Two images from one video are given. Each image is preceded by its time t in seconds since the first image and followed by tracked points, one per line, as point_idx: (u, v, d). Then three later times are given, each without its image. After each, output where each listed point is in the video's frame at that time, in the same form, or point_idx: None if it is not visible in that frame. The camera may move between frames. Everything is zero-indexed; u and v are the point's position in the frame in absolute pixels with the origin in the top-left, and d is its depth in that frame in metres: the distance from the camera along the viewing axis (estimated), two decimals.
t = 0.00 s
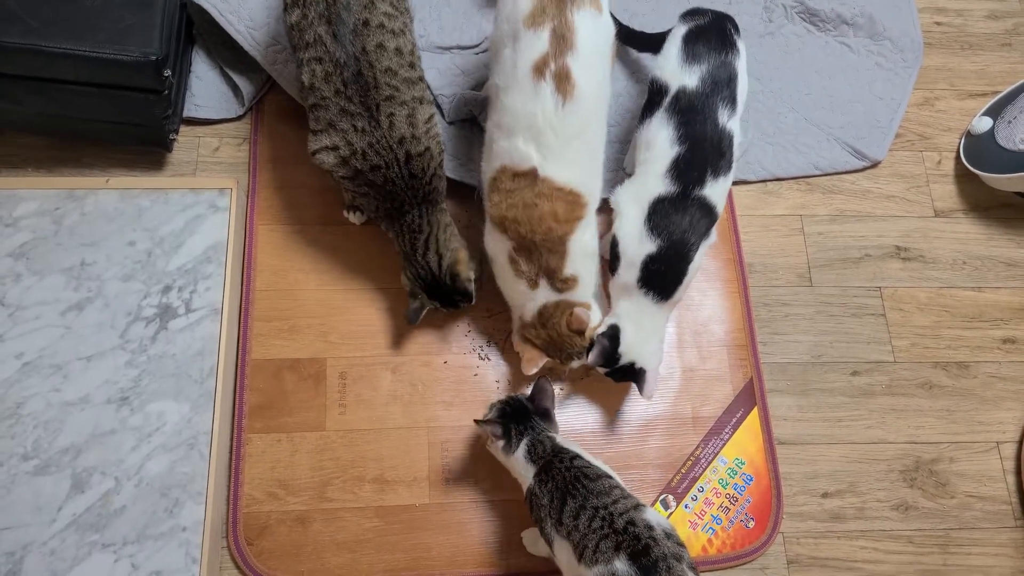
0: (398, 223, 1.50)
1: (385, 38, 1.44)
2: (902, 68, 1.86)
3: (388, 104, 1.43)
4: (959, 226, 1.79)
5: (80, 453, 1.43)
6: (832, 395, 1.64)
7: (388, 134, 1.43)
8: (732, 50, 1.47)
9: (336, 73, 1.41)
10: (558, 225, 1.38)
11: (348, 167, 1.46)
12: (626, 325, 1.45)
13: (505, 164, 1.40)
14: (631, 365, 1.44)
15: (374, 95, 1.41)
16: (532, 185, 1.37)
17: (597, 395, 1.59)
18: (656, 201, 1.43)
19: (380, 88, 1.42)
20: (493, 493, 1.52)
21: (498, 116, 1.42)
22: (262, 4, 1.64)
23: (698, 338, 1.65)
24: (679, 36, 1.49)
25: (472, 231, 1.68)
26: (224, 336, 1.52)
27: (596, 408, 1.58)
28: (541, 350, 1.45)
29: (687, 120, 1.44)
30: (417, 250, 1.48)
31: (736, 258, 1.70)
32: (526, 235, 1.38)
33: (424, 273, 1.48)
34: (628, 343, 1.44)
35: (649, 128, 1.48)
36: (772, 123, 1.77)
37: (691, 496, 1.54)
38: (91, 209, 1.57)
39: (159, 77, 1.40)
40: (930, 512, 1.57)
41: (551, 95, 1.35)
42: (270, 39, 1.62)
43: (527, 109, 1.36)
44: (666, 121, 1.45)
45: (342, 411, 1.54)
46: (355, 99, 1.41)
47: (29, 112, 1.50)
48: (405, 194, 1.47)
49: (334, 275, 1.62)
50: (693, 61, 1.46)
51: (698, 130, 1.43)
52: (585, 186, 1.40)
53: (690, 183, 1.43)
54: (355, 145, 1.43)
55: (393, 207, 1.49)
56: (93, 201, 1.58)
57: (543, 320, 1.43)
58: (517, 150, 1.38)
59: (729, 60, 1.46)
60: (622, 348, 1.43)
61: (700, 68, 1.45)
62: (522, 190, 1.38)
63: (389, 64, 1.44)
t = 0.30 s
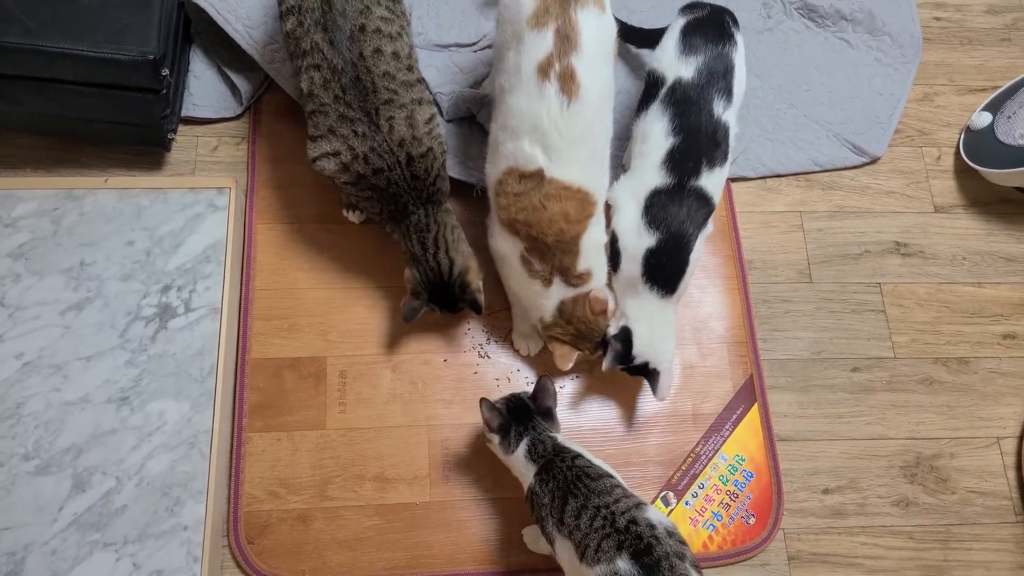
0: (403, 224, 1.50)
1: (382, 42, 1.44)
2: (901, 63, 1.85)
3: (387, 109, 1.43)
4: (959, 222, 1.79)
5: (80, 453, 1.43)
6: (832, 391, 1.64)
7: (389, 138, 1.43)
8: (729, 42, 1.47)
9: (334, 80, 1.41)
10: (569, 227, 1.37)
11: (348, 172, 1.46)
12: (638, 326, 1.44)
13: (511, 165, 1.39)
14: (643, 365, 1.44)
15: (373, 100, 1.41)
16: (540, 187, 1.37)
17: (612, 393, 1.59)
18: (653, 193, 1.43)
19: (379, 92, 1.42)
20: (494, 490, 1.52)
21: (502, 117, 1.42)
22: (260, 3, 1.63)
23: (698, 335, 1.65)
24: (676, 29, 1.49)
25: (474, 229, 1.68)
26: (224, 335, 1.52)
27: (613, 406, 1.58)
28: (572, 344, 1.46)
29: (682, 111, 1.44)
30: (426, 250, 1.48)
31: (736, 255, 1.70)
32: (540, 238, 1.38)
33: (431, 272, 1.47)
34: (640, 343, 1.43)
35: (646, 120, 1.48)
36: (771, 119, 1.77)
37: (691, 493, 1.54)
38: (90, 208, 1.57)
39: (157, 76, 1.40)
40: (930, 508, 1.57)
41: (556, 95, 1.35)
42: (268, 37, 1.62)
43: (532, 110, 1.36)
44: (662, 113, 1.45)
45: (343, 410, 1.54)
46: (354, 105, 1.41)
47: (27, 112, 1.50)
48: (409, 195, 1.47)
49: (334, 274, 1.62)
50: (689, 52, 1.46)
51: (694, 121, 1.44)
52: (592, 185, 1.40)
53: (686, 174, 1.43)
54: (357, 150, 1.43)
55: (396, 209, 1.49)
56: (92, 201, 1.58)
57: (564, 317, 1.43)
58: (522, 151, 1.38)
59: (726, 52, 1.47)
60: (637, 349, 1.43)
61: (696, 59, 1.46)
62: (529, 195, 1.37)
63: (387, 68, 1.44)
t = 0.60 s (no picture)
0: (399, 219, 1.49)
1: (385, 39, 1.45)
2: (901, 63, 1.85)
3: (393, 104, 1.42)
4: (960, 222, 1.79)
5: (83, 453, 1.43)
6: (833, 391, 1.64)
7: (395, 132, 1.42)
8: (731, 39, 1.47)
9: (338, 78, 1.41)
10: (583, 238, 1.36)
11: (352, 167, 1.46)
12: (650, 328, 1.44)
13: (519, 177, 1.38)
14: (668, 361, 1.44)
15: (378, 95, 1.41)
16: (550, 199, 1.36)
17: (635, 390, 1.59)
18: (652, 191, 1.43)
19: (384, 88, 1.42)
20: (495, 491, 1.52)
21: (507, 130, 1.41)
22: (261, 4, 1.64)
23: (700, 335, 1.64)
24: (678, 27, 1.49)
25: (475, 229, 1.68)
26: (226, 336, 1.52)
27: (638, 402, 1.59)
28: (580, 354, 1.43)
29: (682, 109, 1.44)
30: (411, 250, 1.47)
31: (736, 255, 1.70)
32: (553, 248, 1.37)
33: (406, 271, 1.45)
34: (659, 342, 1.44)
35: (648, 118, 1.48)
36: (772, 119, 1.77)
37: (692, 494, 1.54)
38: (92, 210, 1.57)
39: (158, 77, 1.41)
40: (932, 508, 1.57)
41: (561, 108, 1.34)
42: (268, 38, 1.62)
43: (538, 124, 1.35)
44: (663, 111, 1.46)
45: (344, 410, 1.54)
46: (360, 100, 1.41)
47: (29, 114, 1.50)
48: (409, 190, 1.47)
49: (335, 275, 1.63)
50: (691, 49, 1.46)
51: (695, 119, 1.44)
52: (602, 194, 1.39)
53: (685, 172, 1.43)
54: (361, 143, 1.43)
55: (394, 204, 1.49)
56: (93, 202, 1.58)
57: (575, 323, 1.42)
58: (529, 165, 1.37)
59: (728, 49, 1.47)
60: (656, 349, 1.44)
61: (698, 57, 1.45)
62: (541, 207, 1.36)
63: (391, 64, 1.44)
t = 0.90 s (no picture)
0: (381, 228, 1.48)
1: (385, 45, 1.46)
2: (902, 63, 1.85)
3: (387, 111, 1.43)
4: (962, 222, 1.78)
5: (86, 457, 1.43)
6: (835, 393, 1.64)
7: (386, 139, 1.43)
8: (733, 39, 1.47)
9: (335, 80, 1.42)
10: (599, 259, 1.35)
11: (341, 169, 1.46)
12: (644, 316, 1.43)
13: (531, 202, 1.37)
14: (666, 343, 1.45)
15: (372, 101, 1.42)
16: (564, 221, 1.34)
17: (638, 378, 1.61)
18: (645, 185, 1.44)
19: (381, 94, 1.43)
20: (496, 493, 1.52)
21: (517, 156, 1.40)
22: (262, 8, 1.64)
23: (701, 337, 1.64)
24: (681, 28, 1.49)
25: (476, 231, 1.69)
26: (228, 339, 1.52)
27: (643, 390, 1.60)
28: (582, 383, 1.42)
29: (681, 103, 1.44)
30: (393, 259, 1.45)
31: (737, 256, 1.70)
32: (569, 271, 1.35)
33: (385, 282, 1.43)
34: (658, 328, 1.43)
35: (649, 110, 1.48)
36: (772, 120, 1.77)
37: (694, 496, 1.54)
38: (94, 213, 1.58)
39: (160, 81, 1.41)
40: (935, 510, 1.57)
41: (572, 133, 1.34)
42: (270, 42, 1.63)
43: (549, 150, 1.34)
44: (665, 103, 1.45)
45: (346, 413, 1.54)
46: (353, 105, 1.42)
47: (31, 119, 1.51)
48: (393, 200, 1.47)
49: (336, 277, 1.63)
50: (695, 45, 1.46)
51: (694, 114, 1.44)
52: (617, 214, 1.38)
53: (681, 166, 1.43)
54: (351, 147, 1.43)
55: (377, 211, 1.48)
56: (96, 206, 1.59)
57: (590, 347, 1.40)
58: (541, 191, 1.36)
59: (730, 48, 1.47)
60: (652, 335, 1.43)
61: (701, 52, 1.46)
62: (555, 229, 1.35)
63: (390, 70, 1.46)
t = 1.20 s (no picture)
0: (379, 224, 1.47)
1: (389, 40, 1.46)
2: (903, 62, 1.84)
3: (389, 108, 1.44)
4: (963, 221, 1.78)
5: (88, 459, 1.44)
6: (836, 392, 1.64)
7: (387, 136, 1.43)
8: (732, 38, 1.47)
9: (337, 75, 1.42)
10: (609, 276, 1.34)
11: (341, 165, 1.45)
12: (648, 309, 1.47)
13: (540, 218, 1.36)
14: (657, 344, 1.49)
15: (375, 97, 1.42)
16: (574, 238, 1.33)
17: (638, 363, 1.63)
18: (650, 196, 1.43)
19: (383, 90, 1.43)
20: (498, 494, 1.53)
21: (528, 171, 1.39)
22: (262, 11, 1.65)
23: (702, 337, 1.64)
24: (680, 30, 1.49)
25: (477, 232, 1.69)
26: (229, 342, 1.52)
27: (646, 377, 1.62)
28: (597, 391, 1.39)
29: (681, 105, 1.42)
30: (391, 255, 1.44)
31: (738, 256, 1.70)
32: (580, 288, 1.34)
33: (383, 277, 1.43)
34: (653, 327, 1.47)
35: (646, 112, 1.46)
36: (773, 119, 1.76)
37: (696, 496, 1.54)
38: (95, 216, 1.58)
39: (160, 84, 1.41)
40: (937, 509, 1.57)
41: (586, 149, 1.33)
42: (270, 44, 1.63)
43: (561, 165, 1.33)
44: (663, 104, 1.44)
45: (347, 414, 1.54)
46: (355, 101, 1.42)
47: (32, 122, 1.51)
48: (392, 197, 1.46)
49: (337, 279, 1.63)
50: (693, 45, 1.46)
51: (694, 115, 1.42)
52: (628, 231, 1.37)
53: (683, 171, 1.42)
54: (351, 144, 1.43)
55: (376, 209, 1.47)
56: (97, 209, 1.59)
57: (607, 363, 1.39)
58: (551, 207, 1.35)
59: (730, 48, 1.46)
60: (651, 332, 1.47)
61: (697, 51, 1.45)
62: (564, 246, 1.34)
63: (393, 66, 1.46)
